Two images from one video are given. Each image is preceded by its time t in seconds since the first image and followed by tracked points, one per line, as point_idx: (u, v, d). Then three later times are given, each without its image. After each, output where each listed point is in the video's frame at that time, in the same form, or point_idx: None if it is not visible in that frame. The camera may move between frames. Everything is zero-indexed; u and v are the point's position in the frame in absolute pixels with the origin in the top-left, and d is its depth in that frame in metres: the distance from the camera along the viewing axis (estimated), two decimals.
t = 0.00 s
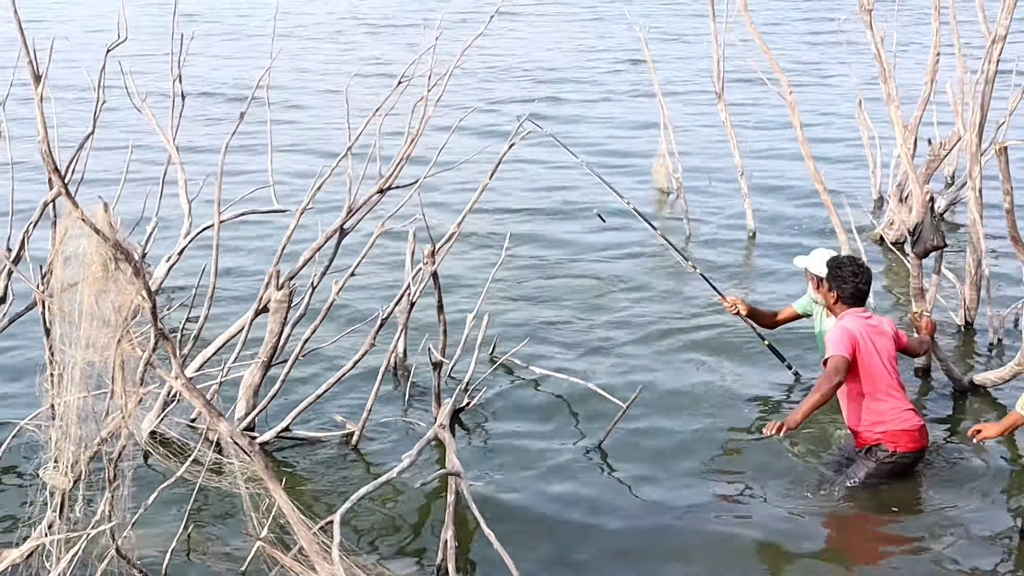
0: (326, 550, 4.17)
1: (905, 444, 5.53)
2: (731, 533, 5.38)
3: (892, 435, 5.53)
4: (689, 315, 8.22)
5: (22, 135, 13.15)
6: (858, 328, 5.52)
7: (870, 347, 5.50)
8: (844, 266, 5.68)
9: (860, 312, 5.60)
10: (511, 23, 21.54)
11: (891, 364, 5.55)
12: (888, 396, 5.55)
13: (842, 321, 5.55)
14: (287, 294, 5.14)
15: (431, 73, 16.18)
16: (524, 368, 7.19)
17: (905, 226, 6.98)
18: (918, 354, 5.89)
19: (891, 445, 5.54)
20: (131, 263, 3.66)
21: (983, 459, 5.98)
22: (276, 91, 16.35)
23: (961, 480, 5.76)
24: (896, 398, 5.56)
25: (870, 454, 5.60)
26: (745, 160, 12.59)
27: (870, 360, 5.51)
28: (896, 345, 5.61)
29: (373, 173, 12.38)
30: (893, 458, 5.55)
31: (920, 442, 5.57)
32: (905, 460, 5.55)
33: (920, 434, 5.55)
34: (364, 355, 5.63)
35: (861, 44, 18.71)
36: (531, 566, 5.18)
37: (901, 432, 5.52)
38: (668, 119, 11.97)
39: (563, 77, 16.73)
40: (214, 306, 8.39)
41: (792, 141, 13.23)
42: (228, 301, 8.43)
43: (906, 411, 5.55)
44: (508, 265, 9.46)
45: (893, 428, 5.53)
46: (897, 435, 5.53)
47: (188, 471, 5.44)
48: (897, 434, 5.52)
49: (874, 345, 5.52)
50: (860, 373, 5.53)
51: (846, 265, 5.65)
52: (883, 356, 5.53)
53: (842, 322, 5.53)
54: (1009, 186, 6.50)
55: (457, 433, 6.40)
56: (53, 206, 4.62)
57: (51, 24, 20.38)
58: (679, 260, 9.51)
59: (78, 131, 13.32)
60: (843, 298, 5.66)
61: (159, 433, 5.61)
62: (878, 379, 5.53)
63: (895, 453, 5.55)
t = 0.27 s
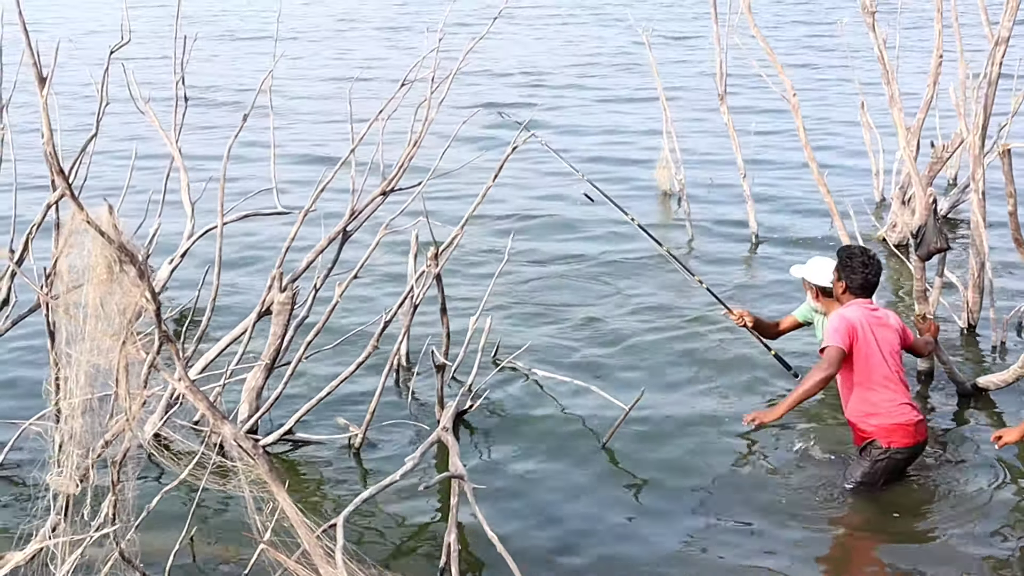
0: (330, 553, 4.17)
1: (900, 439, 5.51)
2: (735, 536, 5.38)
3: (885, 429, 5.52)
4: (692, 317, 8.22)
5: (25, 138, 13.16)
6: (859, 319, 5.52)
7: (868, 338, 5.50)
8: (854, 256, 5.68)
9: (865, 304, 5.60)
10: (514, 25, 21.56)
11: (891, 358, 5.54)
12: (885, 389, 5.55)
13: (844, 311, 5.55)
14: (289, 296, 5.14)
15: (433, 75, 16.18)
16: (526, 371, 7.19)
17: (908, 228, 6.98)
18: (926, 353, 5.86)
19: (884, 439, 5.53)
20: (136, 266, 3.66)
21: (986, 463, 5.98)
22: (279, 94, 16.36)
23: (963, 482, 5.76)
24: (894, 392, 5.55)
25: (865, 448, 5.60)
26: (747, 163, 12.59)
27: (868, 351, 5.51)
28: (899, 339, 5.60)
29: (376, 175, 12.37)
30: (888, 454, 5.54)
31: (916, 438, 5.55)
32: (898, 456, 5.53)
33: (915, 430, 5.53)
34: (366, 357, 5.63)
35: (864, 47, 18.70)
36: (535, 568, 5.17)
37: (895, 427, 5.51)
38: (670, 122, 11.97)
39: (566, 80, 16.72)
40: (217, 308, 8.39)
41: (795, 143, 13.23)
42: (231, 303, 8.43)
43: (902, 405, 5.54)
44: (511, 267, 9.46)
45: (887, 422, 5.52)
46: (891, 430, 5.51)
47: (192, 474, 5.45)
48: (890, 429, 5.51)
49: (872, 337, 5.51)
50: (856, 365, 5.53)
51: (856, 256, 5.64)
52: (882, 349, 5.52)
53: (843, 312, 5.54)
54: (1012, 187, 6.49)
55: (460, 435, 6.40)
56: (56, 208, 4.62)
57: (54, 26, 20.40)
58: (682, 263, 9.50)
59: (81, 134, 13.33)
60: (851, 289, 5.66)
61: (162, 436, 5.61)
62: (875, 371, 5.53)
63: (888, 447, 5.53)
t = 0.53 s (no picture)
0: (331, 556, 4.17)
1: (892, 439, 5.46)
2: (736, 539, 5.38)
3: (878, 428, 5.47)
4: (693, 320, 8.21)
5: (26, 139, 13.16)
6: (855, 316, 5.45)
7: (863, 336, 5.44)
8: (860, 254, 5.61)
9: (866, 301, 5.53)
10: (515, 27, 21.54)
11: (888, 357, 5.47)
12: (879, 389, 5.48)
13: (842, 308, 5.49)
14: (290, 298, 5.14)
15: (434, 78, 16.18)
16: (527, 373, 7.18)
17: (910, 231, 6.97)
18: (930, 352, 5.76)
19: (876, 439, 5.48)
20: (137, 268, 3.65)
21: (988, 466, 5.98)
22: (280, 95, 16.36)
23: (961, 487, 5.76)
24: (889, 391, 5.48)
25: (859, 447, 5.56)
26: (748, 165, 12.59)
27: (862, 350, 5.45)
28: (900, 338, 5.51)
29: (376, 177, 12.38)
30: (881, 453, 5.49)
31: (910, 439, 5.48)
32: (891, 455, 5.48)
33: (909, 431, 5.46)
34: (367, 359, 5.63)
35: (865, 49, 18.69)
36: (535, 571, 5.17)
37: (887, 426, 5.45)
38: (671, 124, 11.97)
39: (567, 83, 16.73)
40: (218, 310, 8.40)
41: (796, 146, 13.23)
42: (231, 305, 8.44)
43: (896, 405, 5.47)
44: (512, 269, 9.46)
45: (879, 421, 5.46)
46: (883, 429, 5.45)
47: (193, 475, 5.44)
48: (882, 428, 5.45)
49: (868, 335, 5.45)
50: (851, 363, 5.48)
51: (862, 254, 5.59)
52: (877, 347, 5.45)
53: (840, 309, 5.48)
54: (1014, 190, 6.49)
55: (461, 437, 6.40)
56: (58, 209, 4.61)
57: (55, 27, 20.42)
58: (682, 265, 9.50)
59: (82, 136, 13.33)
60: (855, 286, 5.59)
61: (163, 437, 5.61)
62: (869, 370, 5.46)
63: (881, 447, 5.48)
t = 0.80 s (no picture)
0: (331, 556, 4.16)
1: (887, 441, 5.44)
2: (738, 540, 5.37)
3: (873, 429, 5.46)
4: (694, 320, 8.21)
5: (28, 140, 13.16)
6: (853, 316, 5.44)
7: (860, 337, 5.42)
8: (867, 253, 5.57)
9: (868, 301, 5.49)
10: (517, 28, 21.54)
11: (886, 358, 5.43)
12: (876, 389, 5.46)
13: (842, 307, 5.48)
14: (291, 298, 5.14)
15: (436, 78, 16.19)
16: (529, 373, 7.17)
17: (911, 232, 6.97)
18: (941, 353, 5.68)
19: (871, 439, 5.48)
20: (138, 268, 3.65)
21: (989, 467, 5.97)
22: (282, 96, 16.36)
23: (962, 487, 5.75)
24: (887, 392, 5.45)
25: (857, 446, 5.56)
26: (749, 165, 12.59)
27: (858, 350, 5.43)
28: (902, 339, 5.46)
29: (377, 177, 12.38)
30: (878, 454, 5.48)
31: (908, 440, 5.45)
32: (887, 456, 5.46)
33: (905, 432, 5.43)
34: (368, 359, 5.62)
35: (867, 50, 18.68)
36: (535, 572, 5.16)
37: (882, 428, 5.44)
38: (672, 125, 11.97)
39: (569, 83, 16.73)
40: (219, 309, 8.40)
41: (797, 147, 13.23)
42: (232, 305, 8.44)
43: (892, 407, 5.44)
44: (513, 269, 9.46)
45: (874, 422, 5.45)
46: (878, 430, 5.44)
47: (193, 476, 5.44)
48: (876, 429, 5.44)
49: (865, 336, 5.42)
50: (848, 363, 5.47)
51: (868, 253, 5.53)
52: (875, 348, 5.42)
53: (839, 310, 5.46)
54: (1015, 191, 6.49)
55: (462, 438, 6.39)
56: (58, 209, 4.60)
57: (57, 28, 20.44)
58: (683, 265, 9.50)
59: (83, 136, 13.34)
60: (860, 286, 5.56)
61: (164, 438, 5.60)
62: (865, 370, 5.45)
63: (877, 447, 5.47)
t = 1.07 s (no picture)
0: (332, 558, 4.16)
1: (887, 441, 5.43)
2: (739, 541, 5.37)
3: (873, 429, 5.45)
4: (695, 321, 8.21)
5: (29, 141, 13.17)
6: (852, 316, 5.44)
7: (859, 336, 5.43)
8: (868, 253, 5.57)
9: (869, 301, 5.49)
10: (519, 29, 21.54)
11: (886, 358, 5.42)
12: (875, 389, 5.46)
13: (842, 306, 5.49)
14: (293, 299, 5.15)
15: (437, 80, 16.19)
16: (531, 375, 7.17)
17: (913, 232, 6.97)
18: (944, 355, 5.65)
19: (872, 439, 5.46)
20: (138, 269, 3.65)
21: (991, 469, 5.97)
22: (283, 97, 16.37)
23: (964, 490, 5.75)
24: (888, 392, 5.44)
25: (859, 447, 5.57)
26: (751, 167, 12.59)
27: (857, 350, 5.44)
28: (903, 338, 5.45)
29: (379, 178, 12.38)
30: (879, 454, 5.47)
31: (909, 440, 5.43)
32: (889, 457, 5.45)
33: (906, 432, 5.41)
34: (369, 360, 5.62)
35: (868, 52, 18.67)
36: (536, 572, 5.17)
37: (882, 428, 5.43)
38: (674, 126, 11.97)
39: (570, 84, 16.73)
40: (221, 310, 8.40)
41: (799, 148, 13.23)
42: (234, 306, 8.45)
43: (892, 406, 5.43)
44: (514, 270, 9.47)
45: (874, 422, 5.44)
46: (878, 430, 5.43)
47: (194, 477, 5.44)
48: (877, 429, 5.43)
49: (864, 336, 5.42)
50: (848, 363, 5.47)
51: (870, 253, 5.54)
52: (874, 348, 5.42)
53: (839, 309, 5.47)
54: (1017, 192, 6.50)
55: (464, 438, 6.40)
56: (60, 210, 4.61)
57: (59, 29, 20.46)
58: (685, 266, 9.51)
59: (85, 137, 13.34)
60: (862, 287, 5.56)
61: (165, 439, 5.61)
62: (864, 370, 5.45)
63: (877, 448, 5.46)
